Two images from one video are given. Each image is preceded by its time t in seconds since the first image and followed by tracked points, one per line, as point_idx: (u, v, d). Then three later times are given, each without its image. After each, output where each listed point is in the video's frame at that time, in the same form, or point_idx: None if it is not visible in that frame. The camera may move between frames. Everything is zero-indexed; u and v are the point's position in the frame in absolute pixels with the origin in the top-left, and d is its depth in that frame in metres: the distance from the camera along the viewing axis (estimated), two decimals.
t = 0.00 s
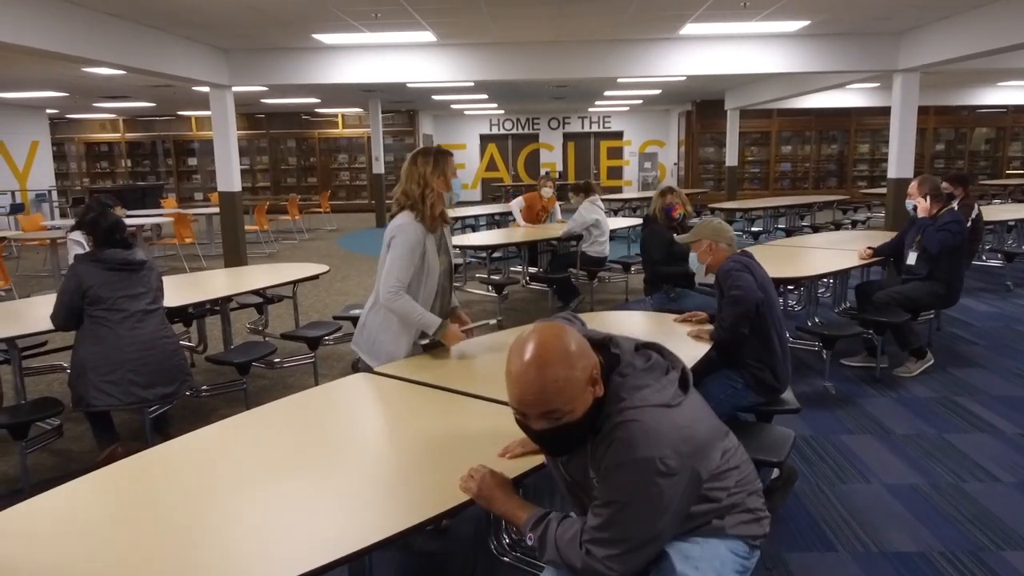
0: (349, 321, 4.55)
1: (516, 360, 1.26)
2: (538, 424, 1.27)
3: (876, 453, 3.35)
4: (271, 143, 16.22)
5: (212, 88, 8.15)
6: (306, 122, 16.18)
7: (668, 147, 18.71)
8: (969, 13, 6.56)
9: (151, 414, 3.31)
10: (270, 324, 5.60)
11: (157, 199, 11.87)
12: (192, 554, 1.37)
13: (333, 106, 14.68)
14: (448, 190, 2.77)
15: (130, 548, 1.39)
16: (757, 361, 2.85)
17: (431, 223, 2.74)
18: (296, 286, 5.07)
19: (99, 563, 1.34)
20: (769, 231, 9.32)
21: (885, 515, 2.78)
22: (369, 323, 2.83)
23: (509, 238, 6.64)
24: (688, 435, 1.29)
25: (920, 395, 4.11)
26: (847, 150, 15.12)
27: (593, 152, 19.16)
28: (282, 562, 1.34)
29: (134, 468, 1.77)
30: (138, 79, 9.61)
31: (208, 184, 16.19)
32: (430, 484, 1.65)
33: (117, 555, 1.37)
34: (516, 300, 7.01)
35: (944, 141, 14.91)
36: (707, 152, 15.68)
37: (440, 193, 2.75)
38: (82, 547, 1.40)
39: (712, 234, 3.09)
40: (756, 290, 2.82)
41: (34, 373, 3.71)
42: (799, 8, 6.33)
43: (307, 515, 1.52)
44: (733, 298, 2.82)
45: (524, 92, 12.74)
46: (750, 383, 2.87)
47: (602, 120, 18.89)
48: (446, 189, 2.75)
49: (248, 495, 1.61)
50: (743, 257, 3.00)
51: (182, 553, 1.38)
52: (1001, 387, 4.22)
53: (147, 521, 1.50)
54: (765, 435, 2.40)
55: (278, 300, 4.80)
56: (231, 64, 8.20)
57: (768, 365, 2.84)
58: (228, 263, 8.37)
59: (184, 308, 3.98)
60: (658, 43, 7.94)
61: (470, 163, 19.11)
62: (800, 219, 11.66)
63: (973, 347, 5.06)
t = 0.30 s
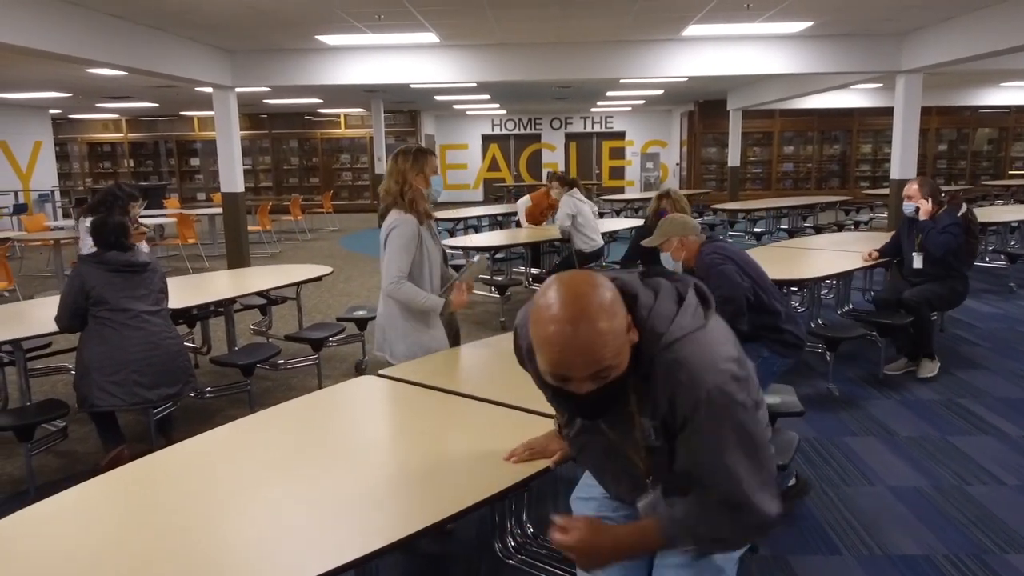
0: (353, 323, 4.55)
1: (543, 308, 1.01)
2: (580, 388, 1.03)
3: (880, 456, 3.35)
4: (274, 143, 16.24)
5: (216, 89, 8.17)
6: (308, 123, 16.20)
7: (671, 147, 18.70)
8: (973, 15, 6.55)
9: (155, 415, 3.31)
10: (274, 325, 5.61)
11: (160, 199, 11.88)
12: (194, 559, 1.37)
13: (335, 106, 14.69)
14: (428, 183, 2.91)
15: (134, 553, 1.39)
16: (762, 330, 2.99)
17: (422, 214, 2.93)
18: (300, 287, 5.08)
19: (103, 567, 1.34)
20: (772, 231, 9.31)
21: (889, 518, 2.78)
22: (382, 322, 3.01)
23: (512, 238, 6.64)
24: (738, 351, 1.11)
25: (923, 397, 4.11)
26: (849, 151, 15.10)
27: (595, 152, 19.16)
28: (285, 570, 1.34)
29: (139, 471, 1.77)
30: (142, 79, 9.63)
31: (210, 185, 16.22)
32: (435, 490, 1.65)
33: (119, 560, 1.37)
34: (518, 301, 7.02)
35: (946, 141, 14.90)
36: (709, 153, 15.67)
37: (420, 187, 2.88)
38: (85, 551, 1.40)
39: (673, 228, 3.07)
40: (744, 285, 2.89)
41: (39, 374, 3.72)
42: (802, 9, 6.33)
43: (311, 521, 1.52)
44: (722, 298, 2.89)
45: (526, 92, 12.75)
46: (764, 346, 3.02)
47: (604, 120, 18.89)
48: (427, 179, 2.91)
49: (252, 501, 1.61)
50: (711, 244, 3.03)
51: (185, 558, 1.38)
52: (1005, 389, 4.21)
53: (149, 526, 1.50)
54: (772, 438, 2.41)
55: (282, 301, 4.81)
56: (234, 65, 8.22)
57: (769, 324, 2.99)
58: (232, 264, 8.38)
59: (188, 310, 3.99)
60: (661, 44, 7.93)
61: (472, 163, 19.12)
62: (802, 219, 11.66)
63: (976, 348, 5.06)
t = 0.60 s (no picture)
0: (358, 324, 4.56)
1: (718, 226, 0.94)
2: (777, 313, 0.95)
3: (887, 458, 3.34)
4: (278, 143, 16.26)
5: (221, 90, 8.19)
6: (312, 123, 16.21)
7: (674, 147, 18.70)
8: (978, 16, 6.54)
9: (162, 416, 3.32)
10: (280, 325, 5.62)
11: (165, 199, 11.90)
12: (196, 564, 1.37)
13: (339, 106, 14.70)
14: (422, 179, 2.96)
15: (136, 556, 1.39)
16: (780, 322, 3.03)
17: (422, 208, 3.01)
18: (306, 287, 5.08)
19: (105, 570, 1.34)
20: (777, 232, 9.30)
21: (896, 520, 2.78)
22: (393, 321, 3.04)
23: (516, 238, 6.65)
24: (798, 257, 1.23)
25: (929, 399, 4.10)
26: (854, 151, 15.07)
27: (599, 152, 19.15)
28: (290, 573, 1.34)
29: (143, 474, 1.77)
30: (147, 79, 9.66)
31: (214, 185, 16.24)
32: (440, 494, 1.64)
33: (121, 562, 1.37)
34: (523, 301, 7.02)
35: (951, 142, 14.87)
36: (713, 153, 15.64)
37: (415, 184, 2.92)
38: (88, 553, 1.40)
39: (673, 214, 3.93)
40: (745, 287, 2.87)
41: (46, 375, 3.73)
42: (808, 10, 6.33)
43: (314, 524, 1.52)
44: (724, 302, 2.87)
45: (530, 92, 12.74)
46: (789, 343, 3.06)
47: (608, 120, 18.89)
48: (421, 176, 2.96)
49: (256, 505, 1.60)
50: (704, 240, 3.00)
51: (189, 562, 1.37)
52: (1011, 391, 4.21)
53: (154, 529, 1.50)
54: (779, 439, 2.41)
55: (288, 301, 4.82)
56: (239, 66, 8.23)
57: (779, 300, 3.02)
58: (236, 264, 8.39)
59: (195, 311, 4.00)
60: (666, 45, 7.93)
61: (476, 163, 19.12)
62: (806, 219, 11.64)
63: (981, 350, 5.05)
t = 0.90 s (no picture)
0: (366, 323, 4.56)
1: None
2: None
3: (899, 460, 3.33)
4: (283, 143, 16.29)
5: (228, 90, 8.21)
6: (318, 123, 16.24)
7: (680, 147, 18.65)
8: (987, 16, 6.52)
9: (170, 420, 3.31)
10: (287, 325, 5.64)
11: (171, 199, 11.94)
12: (212, 566, 1.37)
13: (344, 106, 14.73)
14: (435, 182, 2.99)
15: (149, 559, 1.39)
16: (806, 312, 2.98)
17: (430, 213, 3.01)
18: (313, 288, 5.09)
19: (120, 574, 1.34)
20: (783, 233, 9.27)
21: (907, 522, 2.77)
22: (391, 322, 3.03)
23: (522, 238, 6.65)
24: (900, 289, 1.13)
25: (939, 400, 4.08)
26: (860, 151, 15.03)
27: (604, 152, 19.14)
28: None
29: (148, 479, 1.76)
30: (154, 80, 9.70)
31: (220, 185, 16.28)
32: (450, 494, 1.65)
33: (133, 567, 1.36)
34: (529, 302, 7.02)
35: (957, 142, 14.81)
36: (719, 153, 15.61)
37: (425, 188, 2.95)
38: (101, 559, 1.39)
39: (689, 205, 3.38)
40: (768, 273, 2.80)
41: (55, 374, 3.75)
42: (816, 10, 6.31)
43: (327, 526, 1.52)
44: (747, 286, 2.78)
45: (536, 92, 12.74)
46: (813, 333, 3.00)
47: (613, 120, 18.88)
48: (432, 182, 2.97)
49: (267, 508, 1.60)
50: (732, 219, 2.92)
51: (204, 565, 1.38)
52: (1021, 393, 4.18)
53: (167, 533, 1.49)
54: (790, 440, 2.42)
55: (296, 302, 4.83)
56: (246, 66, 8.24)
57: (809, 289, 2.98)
58: (243, 264, 8.41)
59: (204, 312, 4.02)
60: (673, 45, 7.92)
61: (481, 163, 19.14)
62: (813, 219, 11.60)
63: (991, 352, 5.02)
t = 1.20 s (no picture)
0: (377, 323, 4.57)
1: None
2: None
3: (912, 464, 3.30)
4: (293, 143, 16.35)
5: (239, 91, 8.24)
6: (327, 123, 16.29)
7: (689, 147, 18.61)
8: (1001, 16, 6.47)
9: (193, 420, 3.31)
10: (298, 325, 5.65)
11: (182, 199, 12.00)
12: (230, 567, 1.37)
13: (354, 107, 14.76)
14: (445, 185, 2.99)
15: (164, 560, 1.39)
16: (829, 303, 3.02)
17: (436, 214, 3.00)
18: (324, 288, 5.11)
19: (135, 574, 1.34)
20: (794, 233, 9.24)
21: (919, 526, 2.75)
22: (386, 318, 2.99)
23: (532, 238, 6.65)
24: None
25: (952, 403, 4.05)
26: (871, 151, 14.97)
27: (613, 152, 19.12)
28: None
29: (157, 480, 1.75)
30: (166, 80, 9.76)
31: (231, 184, 16.36)
32: (464, 494, 1.65)
33: (143, 568, 1.36)
34: (539, 302, 7.02)
35: (969, 142, 14.72)
36: (728, 153, 15.57)
37: (436, 189, 2.95)
38: (116, 560, 1.39)
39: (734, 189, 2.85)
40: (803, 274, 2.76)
41: (68, 373, 3.77)
42: (828, 10, 6.28)
43: (342, 527, 1.52)
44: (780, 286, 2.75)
45: (546, 92, 12.75)
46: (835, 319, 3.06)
47: (622, 120, 18.87)
48: (442, 183, 2.96)
49: (279, 509, 1.60)
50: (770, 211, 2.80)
51: (221, 566, 1.38)
52: None
53: (181, 534, 1.49)
54: (803, 441, 2.41)
55: (307, 301, 4.85)
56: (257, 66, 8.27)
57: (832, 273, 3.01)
58: (253, 264, 8.44)
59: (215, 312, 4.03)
60: (684, 45, 7.90)
61: (490, 163, 19.15)
62: (823, 220, 11.56)
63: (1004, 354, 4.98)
